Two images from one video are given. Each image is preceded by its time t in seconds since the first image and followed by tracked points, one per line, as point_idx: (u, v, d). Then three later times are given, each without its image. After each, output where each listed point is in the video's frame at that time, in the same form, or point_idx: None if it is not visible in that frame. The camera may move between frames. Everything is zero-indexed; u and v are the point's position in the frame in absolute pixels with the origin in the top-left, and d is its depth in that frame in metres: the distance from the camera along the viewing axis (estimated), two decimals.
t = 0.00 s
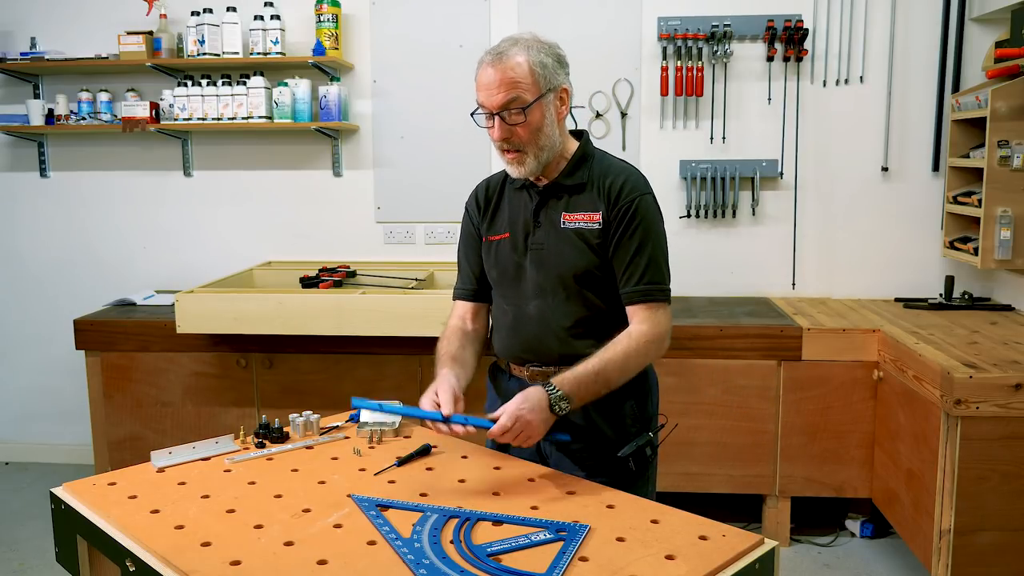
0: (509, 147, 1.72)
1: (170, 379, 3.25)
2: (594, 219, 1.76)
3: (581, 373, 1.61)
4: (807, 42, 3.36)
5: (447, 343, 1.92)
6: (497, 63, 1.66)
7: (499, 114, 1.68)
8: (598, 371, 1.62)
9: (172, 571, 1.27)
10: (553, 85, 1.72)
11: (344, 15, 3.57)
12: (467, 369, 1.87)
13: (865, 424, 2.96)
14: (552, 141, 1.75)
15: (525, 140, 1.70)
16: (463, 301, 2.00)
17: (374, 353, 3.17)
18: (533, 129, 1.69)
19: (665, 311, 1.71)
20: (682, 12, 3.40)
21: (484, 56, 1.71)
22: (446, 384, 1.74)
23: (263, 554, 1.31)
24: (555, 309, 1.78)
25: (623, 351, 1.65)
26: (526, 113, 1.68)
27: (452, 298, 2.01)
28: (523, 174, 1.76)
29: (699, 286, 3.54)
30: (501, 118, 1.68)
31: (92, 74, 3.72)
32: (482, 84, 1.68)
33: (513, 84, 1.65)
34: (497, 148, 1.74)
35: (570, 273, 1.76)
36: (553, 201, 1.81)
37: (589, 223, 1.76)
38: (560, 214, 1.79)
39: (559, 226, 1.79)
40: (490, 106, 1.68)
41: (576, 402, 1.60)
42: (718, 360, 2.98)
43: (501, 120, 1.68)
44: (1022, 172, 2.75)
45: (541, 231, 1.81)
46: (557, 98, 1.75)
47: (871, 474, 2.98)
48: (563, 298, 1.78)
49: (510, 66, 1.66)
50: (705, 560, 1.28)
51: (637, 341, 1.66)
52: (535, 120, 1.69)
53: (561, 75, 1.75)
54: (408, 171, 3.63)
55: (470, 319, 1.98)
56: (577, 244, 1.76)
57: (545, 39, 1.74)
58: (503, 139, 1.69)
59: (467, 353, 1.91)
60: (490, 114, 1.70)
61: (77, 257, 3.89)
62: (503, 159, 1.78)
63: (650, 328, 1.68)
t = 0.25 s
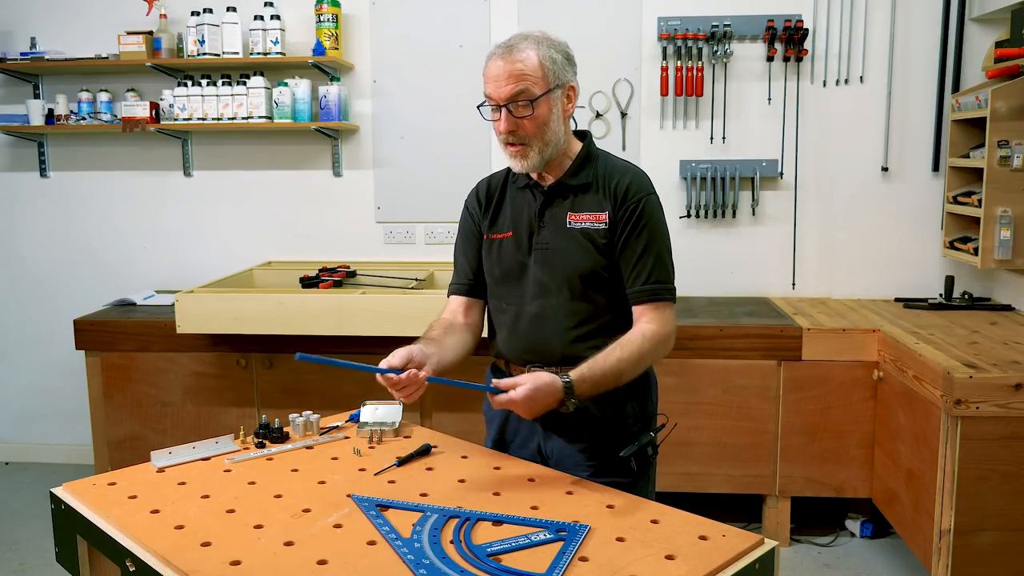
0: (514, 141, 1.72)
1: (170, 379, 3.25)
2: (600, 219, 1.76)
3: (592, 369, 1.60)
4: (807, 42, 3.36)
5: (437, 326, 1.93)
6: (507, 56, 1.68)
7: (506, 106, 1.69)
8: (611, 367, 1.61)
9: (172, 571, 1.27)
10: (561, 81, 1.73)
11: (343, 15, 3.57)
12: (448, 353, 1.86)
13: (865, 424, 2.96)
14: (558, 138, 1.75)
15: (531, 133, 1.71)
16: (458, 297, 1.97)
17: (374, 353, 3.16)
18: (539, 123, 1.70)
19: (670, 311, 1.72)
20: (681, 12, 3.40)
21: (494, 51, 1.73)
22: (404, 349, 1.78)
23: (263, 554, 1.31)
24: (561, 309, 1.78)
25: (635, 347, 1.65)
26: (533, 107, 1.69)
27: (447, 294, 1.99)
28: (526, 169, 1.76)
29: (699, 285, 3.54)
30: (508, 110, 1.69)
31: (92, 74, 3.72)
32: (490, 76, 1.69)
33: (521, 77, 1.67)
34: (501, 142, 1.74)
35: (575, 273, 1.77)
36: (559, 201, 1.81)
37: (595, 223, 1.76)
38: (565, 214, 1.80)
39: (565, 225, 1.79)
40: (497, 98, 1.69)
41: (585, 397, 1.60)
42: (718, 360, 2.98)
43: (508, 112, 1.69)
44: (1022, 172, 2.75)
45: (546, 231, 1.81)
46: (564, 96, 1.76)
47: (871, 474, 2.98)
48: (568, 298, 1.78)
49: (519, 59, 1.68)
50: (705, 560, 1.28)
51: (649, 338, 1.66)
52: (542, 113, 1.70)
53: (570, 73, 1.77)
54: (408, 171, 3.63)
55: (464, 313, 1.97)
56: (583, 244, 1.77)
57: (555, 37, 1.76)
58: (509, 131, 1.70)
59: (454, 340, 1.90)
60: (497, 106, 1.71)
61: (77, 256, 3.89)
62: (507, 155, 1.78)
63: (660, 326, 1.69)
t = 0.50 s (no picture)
0: (519, 138, 1.72)
1: (170, 379, 3.25)
2: (602, 220, 1.76)
3: (575, 365, 1.61)
4: (808, 42, 3.36)
5: (434, 329, 1.93)
6: (513, 53, 1.68)
7: (511, 103, 1.68)
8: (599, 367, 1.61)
9: (172, 572, 1.27)
10: (566, 80, 1.73)
11: (343, 15, 3.57)
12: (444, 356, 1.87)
13: (865, 424, 2.96)
14: (562, 137, 1.75)
15: (536, 131, 1.70)
16: (459, 294, 1.98)
17: (374, 353, 3.17)
18: (544, 120, 1.70)
19: (665, 314, 1.72)
20: (681, 12, 3.40)
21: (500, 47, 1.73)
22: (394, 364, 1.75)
23: (263, 554, 1.31)
24: (561, 308, 1.78)
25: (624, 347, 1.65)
26: (538, 104, 1.69)
27: (448, 292, 1.99)
28: (530, 167, 1.76)
29: (699, 285, 3.54)
30: (513, 107, 1.69)
31: (92, 74, 3.72)
32: (496, 73, 1.69)
33: (527, 74, 1.67)
34: (506, 139, 1.74)
35: (576, 273, 1.77)
36: (561, 201, 1.81)
37: (597, 223, 1.76)
38: (567, 214, 1.80)
39: (566, 225, 1.79)
40: (502, 94, 1.68)
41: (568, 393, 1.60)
42: (718, 360, 2.98)
43: (513, 109, 1.69)
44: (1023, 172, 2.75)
45: (547, 230, 1.81)
46: (569, 94, 1.76)
47: (871, 474, 2.98)
48: (569, 298, 1.78)
49: (526, 56, 1.67)
50: (705, 560, 1.28)
51: (640, 341, 1.66)
52: (547, 111, 1.70)
53: (574, 72, 1.77)
54: (408, 171, 3.63)
55: (464, 311, 1.97)
56: (584, 244, 1.77)
57: (561, 35, 1.76)
58: (513, 128, 1.69)
59: (452, 343, 1.90)
60: (502, 103, 1.70)
61: (77, 257, 3.89)
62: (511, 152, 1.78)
63: (651, 329, 1.69)
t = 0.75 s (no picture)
0: (515, 142, 1.73)
1: (170, 379, 3.25)
2: (602, 221, 1.76)
3: (576, 368, 1.61)
4: (808, 42, 3.36)
5: (436, 330, 1.93)
6: (508, 58, 1.68)
7: (506, 107, 1.69)
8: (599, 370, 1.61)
9: (172, 572, 1.27)
10: (562, 83, 1.73)
11: (344, 15, 3.57)
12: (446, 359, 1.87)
13: (865, 424, 2.96)
14: (559, 139, 1.75)
15: (531, 135, 1.71)
16: (460, 295, 1.98)
17: (374, 353, 3.17)
18: (539, 124, 1.70)
19: (665, 317, 1.71)
20: (681, 12, 3.40)
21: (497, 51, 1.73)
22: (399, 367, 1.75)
23: (263, 554, 1.31)
24: (560, 309, 1.78)
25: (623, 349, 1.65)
26: (533, 108, 1.69)
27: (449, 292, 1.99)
28: (528, 170, 1.76)
29: (699, 285, 3.54)
30: (508, 111, 1.69)
31: (92, 74, 3.72)
32: (491, 78, 1.70)
33: (521, 78, 1.67)
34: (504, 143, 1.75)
35: (576, 273, 1.77)
36: (561, 201, 1.81)
37: (597, 224, 1.76)
38: (567, 214, 1.80)
39: (567, 226, 1.79)
40: (497, 99, 1.69)
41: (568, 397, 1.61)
42: (718, 360, 2.98)
43: (508, 113, 1.69)
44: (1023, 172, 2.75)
45: (547, 231, 1.81)
46: (566, 96, 1.75)
47: (871, 474, 2.98)
48: (569, 298, 1.78)
49: (520, 61, 1.67)
50: (705, 560, 1.28)
51: (642, 341, 1.66)
52: (542, 115, 1.70)
53: (571, 74, 1.76)
54: (408, 171, 3.63)
55: (466, 312, 1.98)
56: (584, 245, 1.77)
57: (558, 37, 1.76)
58: (508, 132, 1.70)
59: (454, 344, 1.91)
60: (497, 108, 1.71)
61: (77, 257, 3.89)
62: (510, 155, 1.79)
63: (652, 331, 1.68)
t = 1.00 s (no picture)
0: (502, 156, 1.75)
1: (170, 379, 3.25)
2: (597, 222, 1.75)
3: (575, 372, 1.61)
4: (807, 42, 3.36)
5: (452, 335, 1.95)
6: (482, 75, 1.69)
7: (487, 125, 1.71)
8: (597, 373, 1.61)
9: (172, 571, 1.27)
10: (541, 92, 1.72)
11: (344, 15, 3.57)
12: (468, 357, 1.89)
13: (865, 424, 2.96)
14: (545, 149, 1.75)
15: (515, 149, 1.72)
16: (465, 301, 2.00)
17: (374, 353, 3.17)
18: (520, 139, 1.71)
19: (665, 316, 1.72)
20: (681, 12, 3.40)
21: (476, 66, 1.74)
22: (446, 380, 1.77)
23: (264, 554, 1.31)
24: (557, 310, 1.78)
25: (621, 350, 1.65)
26: (511, 124, 1.70)
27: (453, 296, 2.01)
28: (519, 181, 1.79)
29: (699, 285, 3.54)
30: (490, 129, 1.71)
31: (92, 74, 3.72)
32: (471, 96, 1.71)
33: (496, 96, 1.68)
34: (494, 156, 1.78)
35: (572, 274, 1.76)
36: (557, 202, 1.80)
37: (593, 225, 1.75)
38: (563, 215, 1.79)
39: (563, 227, 1.79)
40: (478, 117, 1.71)
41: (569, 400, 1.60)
42: (718, 360, 2.98)
43: (490, 131, 1.71)
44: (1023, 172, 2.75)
45: (544, 232, 1.81)
46: (548, 104, 1.74)
47: (871, 474, 2.98)
48: (565, 300, 1.78)
49: (493, 77, 1.68)
50: (705, 561, 1.28)
51: (639, 344, 1.66)
52: (522, 129, 1.70)
53: (553, 80, 1.74)
54: (408, 171, 3.63)
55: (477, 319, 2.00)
56: (580, 247, 1.76)
57: (536, 44, 1.73)
58: (492, 148, 1.73)
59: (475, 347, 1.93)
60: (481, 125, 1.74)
61: (77, 256, 3.89)
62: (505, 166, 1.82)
63: (650, 331, 1.68)
